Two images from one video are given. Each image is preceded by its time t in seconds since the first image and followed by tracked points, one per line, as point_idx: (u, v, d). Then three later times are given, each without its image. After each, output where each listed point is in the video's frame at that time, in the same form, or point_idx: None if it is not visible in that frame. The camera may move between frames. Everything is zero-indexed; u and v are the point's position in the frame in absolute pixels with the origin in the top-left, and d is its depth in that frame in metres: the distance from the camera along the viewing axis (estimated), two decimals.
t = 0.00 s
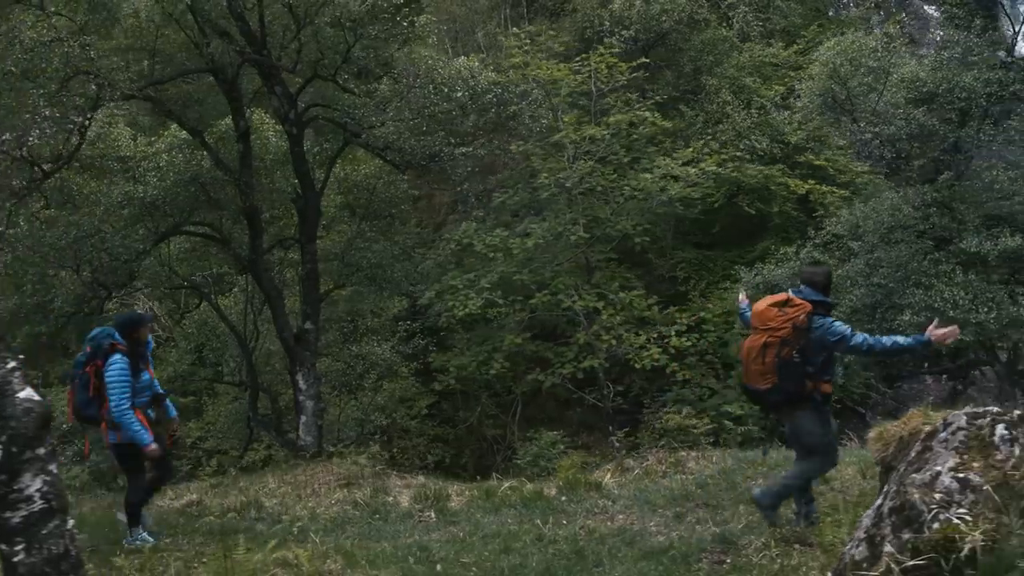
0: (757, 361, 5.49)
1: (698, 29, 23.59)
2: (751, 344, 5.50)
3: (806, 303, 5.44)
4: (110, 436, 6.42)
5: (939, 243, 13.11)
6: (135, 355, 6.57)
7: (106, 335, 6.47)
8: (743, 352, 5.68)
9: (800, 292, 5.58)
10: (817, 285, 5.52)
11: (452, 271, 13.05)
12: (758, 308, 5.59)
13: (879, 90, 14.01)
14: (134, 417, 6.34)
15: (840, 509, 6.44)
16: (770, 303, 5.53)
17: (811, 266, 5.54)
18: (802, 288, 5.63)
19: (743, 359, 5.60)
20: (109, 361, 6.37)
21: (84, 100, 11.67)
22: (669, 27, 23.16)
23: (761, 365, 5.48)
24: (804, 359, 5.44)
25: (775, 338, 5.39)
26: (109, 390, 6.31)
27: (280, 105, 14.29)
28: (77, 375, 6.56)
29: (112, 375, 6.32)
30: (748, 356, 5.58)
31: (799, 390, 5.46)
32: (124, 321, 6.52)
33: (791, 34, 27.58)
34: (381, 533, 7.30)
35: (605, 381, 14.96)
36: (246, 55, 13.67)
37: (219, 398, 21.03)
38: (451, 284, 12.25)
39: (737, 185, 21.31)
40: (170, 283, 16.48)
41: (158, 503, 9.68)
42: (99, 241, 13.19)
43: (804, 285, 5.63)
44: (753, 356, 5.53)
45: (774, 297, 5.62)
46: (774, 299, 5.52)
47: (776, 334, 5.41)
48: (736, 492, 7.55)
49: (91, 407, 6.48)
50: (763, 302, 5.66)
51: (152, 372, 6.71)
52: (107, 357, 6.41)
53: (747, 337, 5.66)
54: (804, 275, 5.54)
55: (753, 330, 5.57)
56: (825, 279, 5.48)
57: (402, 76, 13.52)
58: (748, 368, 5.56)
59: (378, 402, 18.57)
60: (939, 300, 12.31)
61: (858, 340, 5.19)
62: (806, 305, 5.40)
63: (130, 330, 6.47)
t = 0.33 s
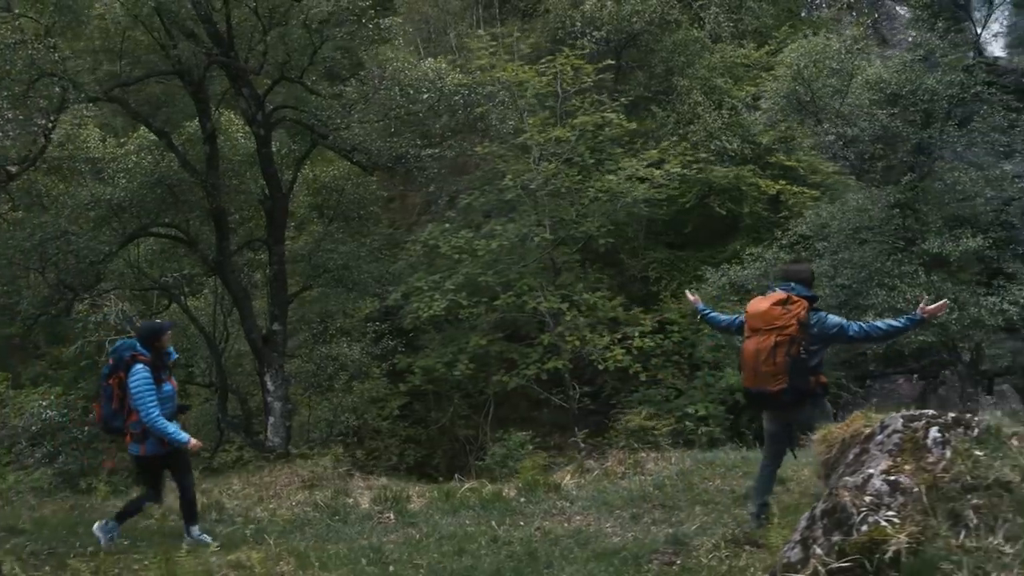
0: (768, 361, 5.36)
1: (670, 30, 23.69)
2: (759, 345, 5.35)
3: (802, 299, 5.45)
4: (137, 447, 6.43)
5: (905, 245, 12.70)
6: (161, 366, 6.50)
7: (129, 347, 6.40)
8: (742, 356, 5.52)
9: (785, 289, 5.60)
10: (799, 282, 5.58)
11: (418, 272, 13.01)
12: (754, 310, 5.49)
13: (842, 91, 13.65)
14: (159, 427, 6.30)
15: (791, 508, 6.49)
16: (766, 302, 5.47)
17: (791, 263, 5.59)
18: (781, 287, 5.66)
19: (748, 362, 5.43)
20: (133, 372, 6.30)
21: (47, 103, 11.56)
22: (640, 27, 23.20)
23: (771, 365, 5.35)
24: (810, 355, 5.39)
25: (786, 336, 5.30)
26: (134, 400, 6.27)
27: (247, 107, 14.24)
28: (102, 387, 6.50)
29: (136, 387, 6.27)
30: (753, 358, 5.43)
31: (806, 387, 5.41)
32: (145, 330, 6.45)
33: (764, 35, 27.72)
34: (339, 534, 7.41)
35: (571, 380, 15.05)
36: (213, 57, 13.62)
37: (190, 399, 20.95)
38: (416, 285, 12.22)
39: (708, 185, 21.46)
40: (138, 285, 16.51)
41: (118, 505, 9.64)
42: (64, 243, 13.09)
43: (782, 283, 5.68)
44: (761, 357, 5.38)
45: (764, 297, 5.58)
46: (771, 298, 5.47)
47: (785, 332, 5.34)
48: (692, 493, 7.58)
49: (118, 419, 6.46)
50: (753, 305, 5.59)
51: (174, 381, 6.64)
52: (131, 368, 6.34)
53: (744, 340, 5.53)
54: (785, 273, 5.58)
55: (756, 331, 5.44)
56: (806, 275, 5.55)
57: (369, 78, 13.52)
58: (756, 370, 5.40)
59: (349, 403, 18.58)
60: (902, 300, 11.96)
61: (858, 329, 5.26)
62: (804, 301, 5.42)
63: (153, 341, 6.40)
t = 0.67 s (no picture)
0: (797, 362, 5.60)
1: (643, 31, 23.76)
2: (792, 348, 5.54)
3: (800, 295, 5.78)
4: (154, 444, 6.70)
5: (868, 248, 12.39)
6: (180, 363, 6.83)
7: (151, 345, 6.70)
8: (766, 361, 5.66)
9: (777, 287, 5.84)
10: (784, 278, 5.87)
11: (384, 274, 12.97)
12: (769, 314, 5.63)
13: (807, 92, 13.47)
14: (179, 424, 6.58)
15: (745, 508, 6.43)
16: (779, 305, 5.65)
17: (777, 263, 5.83)
18: (767, 285, 5.90)
19: (779, 364, 5.61)
20: (155, 369, 6.60)
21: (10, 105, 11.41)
22: (613, 28, 23.26)
23: (798, 365, 5.60)
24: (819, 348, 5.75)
25: (808, 335, 5.60)
26: (155, 396, 6.56)
27: (215, 108, 14.14)
28: (121, 385, 6.76)
29: (157, 384, 6.57)
30: (779, 360, 5.62)
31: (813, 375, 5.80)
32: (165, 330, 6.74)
33: (737, 35, 27.85)
34: (299, 535, 7.49)
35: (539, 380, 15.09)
36: (181, 58, 13.52)
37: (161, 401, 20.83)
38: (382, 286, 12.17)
39: (682, 185, 21.61)
40: (107, 287, 16.35)
41: (80, 507, 9.61)
42: (30, 245, 12.94)
43: (767, 282, 5.92)
44: (790, 359, 5.59)
45: (769, 299, 5.75)
46: (783, 299, 5.67)
47: (804, 331, 5.62)
48: (650, 494, 7.59)
49: (138, 416, 6.73)
50: (760, 308, 5.73)
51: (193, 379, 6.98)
52: (154, 365, 6.65)
53: (763, 345, 5.67)
54: (776, 273, 5.83)
55: (778, 334, 5.60)
56: (788, 271, 5.87)
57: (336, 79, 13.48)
58: (788, 372, 5.61)
59: (320, 404, 18.55)
60: (864, 301, 11.61)
61: (852, 317, 5.72)
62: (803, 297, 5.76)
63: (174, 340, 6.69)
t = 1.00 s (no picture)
0: (797, 356, 5.69)
1: (625, 31, 23.73)
2: (796, 342, 5.61)
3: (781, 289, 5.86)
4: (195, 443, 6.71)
5: (841, 246, 12.27)
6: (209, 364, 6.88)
7: (180, 347, 6.73)
8: (769, 358, 5.66)
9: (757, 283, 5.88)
10: (757, 272, 5.95)
11: (359, 275, 12.94)
12: (767, 310, 5.63)
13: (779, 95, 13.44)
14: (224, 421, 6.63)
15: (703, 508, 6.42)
16: (774, 301, 5.67)
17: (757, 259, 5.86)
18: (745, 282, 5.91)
19: (784, 360, 5.65)
20: (191, 369, 6.63)
21: None
22: (595, 29, 23.23)
23: (797, 358, 5.69)
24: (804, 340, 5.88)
25: (803, 328, 5.71)
26: (197, 394, 6.58)
27: (191, 109, 14.07)
28: (153, 391, 6.71)
29: (197, 382, 6.60)
30: (781, 356, 5.66)
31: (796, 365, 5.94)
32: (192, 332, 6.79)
33: (720, 36, 27.93)
34: (261, 537, 7.48)
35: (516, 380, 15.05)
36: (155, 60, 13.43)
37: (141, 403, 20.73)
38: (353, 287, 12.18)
39: (664, 185, 21.67)
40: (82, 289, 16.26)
41: (45, 511, 9.54)
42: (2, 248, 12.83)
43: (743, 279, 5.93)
44: (791, 354, 5.67)
45: (760, 295, 5.74)
46: (776, 295, 5.70)
47: (798, 324, 5.73)
48: (614, 494, 7.57)
49: (175, 420, 6.70)
50: (752, 305, 5.71)
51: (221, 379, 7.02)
52: (186, 366, 6.67)
53: (762, 343, 5.67)
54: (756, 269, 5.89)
55: (777, 329, 5.63)
56: (758, 266, 5.97)
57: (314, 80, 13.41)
58: (791, 366, 5.67)
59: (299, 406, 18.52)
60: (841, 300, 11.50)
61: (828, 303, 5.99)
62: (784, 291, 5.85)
63: (204, 338, 6.76)
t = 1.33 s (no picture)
0: (763, 361, 5.58)
1: (608, 33, 23.69)
2: (762, 349, 5.51)
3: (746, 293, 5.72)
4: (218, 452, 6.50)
5: (815, 246, 12.29)
6: (232, 372, 6.51)
7: (201, 357, 6.40)
8: (735, 364, 5.56)
9: (722, 287, 5.73)
10: (720, 275, 5.78)
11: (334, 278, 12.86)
12: (733, 317, 5.50)
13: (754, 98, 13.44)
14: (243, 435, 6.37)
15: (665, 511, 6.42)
16: (741, 307, 5.53)
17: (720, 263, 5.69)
18: (709, 286, 5.75)
19: (750, 366, 5.54)
20: (210, 380, 6.31)
21: None
22: (578, 30, 23.17)
23: (763, 363, 5.59)
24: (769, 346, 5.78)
25: (768, 333, 5.60)
26: (217, 407, 6.26)
27: (168, 111, 13.95)
28: (173, 400, 6.46)
29: (215, 396, 6.28)
30: (747, 363, 5.55)
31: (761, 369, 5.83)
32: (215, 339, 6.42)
33: (704, 37, 27.96)
34: (228, 542, 7.45)
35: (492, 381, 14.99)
36: (131, 61, 13.29)
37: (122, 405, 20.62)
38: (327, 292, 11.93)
39: (648, 186, 21.71)
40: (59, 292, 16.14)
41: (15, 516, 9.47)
42: None
43: (707, 283, 5.76)
44: (757, 359, 5.56)
45: (726, 301, 5.60)
46: (743, 300, 5.56)
47: (764, 329, 5.62)
48: (582, 498, 7.54)
49: (196, 430, 6.47)
50: (718, 311, 5.56)
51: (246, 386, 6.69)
52: (206, 376, 6.36)
53: (728, 349, 5.54)
54: (721, 272, 5.70)
55: (744, 336, 5.51)
56: (721, 268, 5.81)
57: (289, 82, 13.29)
58: (756, 372, 5.56)
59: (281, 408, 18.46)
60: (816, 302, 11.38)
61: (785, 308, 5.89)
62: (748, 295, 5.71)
63: (225, 348, 6.36)
